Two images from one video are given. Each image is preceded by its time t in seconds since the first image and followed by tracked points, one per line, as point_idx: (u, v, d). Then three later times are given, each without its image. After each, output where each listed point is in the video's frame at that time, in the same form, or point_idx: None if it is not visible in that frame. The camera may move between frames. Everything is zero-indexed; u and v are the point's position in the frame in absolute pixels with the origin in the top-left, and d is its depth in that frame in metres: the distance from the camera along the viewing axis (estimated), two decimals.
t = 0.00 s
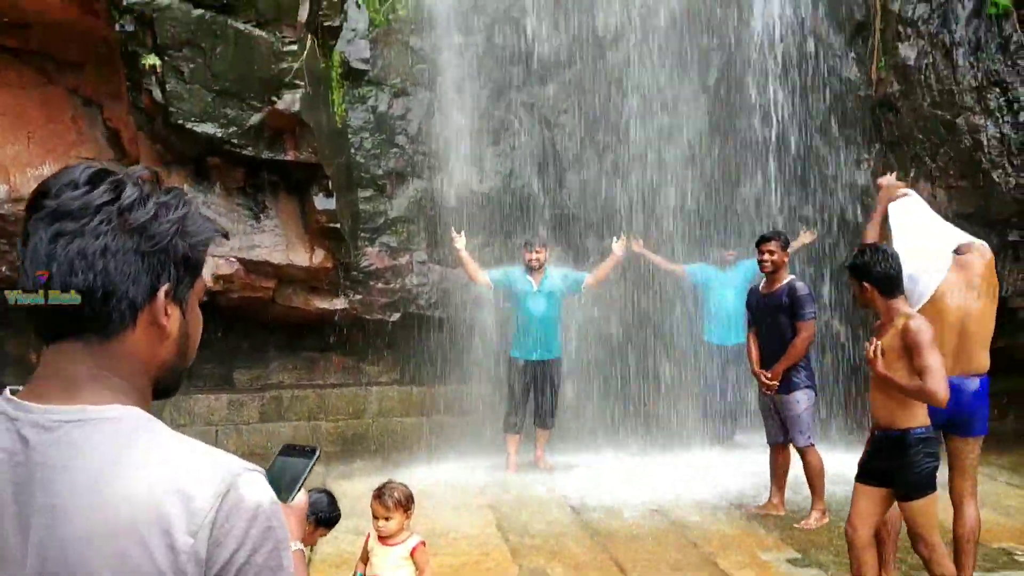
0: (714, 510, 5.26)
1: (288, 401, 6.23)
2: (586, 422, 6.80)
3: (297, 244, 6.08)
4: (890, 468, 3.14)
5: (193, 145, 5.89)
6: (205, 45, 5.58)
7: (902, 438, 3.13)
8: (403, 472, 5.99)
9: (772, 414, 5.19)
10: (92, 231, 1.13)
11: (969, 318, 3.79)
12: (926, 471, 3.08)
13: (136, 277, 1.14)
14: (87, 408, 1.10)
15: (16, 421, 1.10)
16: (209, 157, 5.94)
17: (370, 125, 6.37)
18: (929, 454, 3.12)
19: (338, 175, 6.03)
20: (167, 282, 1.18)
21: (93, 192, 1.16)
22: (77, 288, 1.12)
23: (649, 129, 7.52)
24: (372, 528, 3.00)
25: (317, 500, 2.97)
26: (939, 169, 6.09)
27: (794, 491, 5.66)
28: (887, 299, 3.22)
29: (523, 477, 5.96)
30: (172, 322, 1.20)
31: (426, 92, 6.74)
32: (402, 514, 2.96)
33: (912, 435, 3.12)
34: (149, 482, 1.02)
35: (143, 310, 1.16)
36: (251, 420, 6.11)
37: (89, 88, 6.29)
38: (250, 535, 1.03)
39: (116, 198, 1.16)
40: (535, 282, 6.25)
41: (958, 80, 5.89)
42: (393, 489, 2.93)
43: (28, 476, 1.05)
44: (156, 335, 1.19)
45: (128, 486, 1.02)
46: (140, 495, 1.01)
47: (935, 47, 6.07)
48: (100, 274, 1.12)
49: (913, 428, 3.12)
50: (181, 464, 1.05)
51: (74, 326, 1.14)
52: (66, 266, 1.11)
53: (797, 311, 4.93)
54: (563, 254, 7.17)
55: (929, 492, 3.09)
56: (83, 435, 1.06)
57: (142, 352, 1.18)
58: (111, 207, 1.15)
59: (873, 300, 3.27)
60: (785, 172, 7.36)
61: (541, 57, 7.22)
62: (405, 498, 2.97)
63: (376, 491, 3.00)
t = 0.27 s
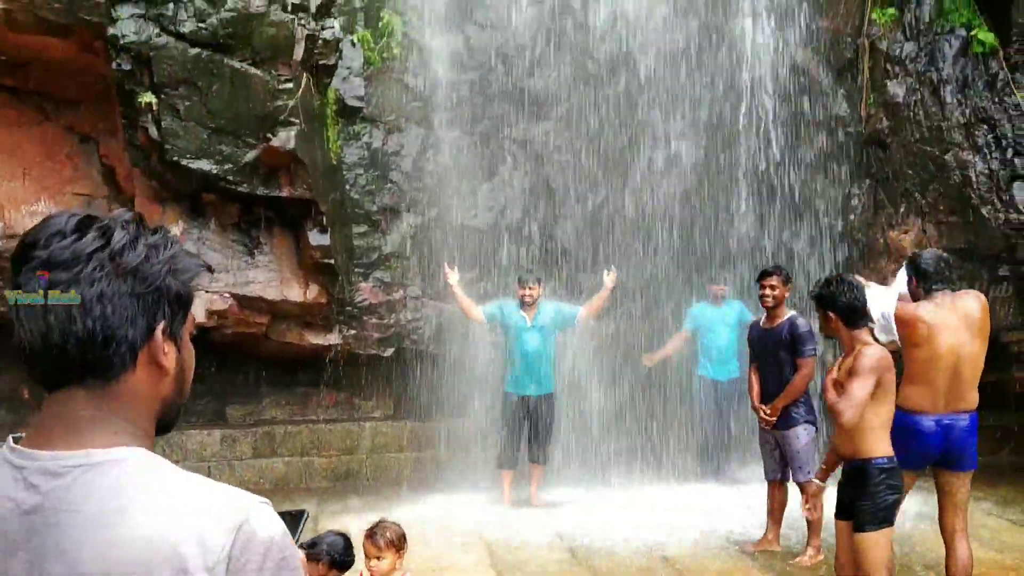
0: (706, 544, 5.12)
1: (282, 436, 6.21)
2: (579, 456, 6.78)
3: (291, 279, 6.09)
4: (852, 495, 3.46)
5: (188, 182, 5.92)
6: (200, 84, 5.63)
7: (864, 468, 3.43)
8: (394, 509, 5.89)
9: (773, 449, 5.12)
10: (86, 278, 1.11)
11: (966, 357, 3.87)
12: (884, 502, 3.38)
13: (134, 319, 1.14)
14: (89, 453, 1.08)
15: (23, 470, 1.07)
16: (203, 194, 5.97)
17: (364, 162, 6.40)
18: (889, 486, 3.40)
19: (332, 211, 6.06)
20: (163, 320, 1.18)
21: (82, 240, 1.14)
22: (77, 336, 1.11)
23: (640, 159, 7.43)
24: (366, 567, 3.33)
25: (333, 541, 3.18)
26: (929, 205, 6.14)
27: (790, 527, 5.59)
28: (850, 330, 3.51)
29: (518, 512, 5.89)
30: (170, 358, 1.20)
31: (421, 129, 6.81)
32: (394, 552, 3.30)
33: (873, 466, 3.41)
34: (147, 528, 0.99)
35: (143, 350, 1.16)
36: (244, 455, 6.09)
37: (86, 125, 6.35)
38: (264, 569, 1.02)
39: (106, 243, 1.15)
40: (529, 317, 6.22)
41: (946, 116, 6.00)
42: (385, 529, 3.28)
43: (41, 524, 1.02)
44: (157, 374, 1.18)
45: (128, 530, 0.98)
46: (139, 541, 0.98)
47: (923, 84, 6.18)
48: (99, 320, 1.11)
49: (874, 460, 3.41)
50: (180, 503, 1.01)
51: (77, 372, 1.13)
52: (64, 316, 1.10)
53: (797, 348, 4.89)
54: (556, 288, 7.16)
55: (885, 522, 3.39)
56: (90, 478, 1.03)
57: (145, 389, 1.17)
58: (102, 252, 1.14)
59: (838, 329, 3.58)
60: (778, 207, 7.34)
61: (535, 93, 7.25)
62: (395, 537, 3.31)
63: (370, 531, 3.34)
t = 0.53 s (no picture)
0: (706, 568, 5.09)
1: (274, 466, 6.26)
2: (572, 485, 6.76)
3: (285, 308, 6.08)
4: (829, 524, 3.48)
5: (182, 212, 5.92)
6: (196, 115, 5.67)
7: (838, 497, 3.45)
8: (384, 539, 5.87)
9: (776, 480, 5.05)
10: (132, 314, 1.18)
11: (961, 386, 3.92)
12: (856, 532, 3.42)
13: (176, 354, 1.20)
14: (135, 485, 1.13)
15: (67, 504, 1.08)
16: (198, 224, 5.98)
17: (359, 193, 6.37)
18: (862, 515, 3.43)
19: (327, 241, 6.03)
20: (202, 357, 1.24)
21: (128, 276, 1.20)
22: (122, 370, 1.17)
23: (632, 192, 7.55)
24: None
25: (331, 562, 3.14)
26: (921, 235, 6.16)
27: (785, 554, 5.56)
28: (823, 359, 3.54)
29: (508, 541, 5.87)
30: (206, 395, 1.25)
31: (415, 158, 6.85)
32: None
33: (848, 495, 3.42)
34: (186, 560, 1.02)
35: (183, 385, 1.22)
36: (236, 485, 6.11)
37: (82, 156, 6.37)
38: None
39: (151, 281, 1.22)
40: (523, 348, 6.21)
41: (937, 148, 6.05)
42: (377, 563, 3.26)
43: (82, 560, 1.03)
44: (195, 408, 1.24)
45: (172, 562, 1.02)
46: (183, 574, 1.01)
47: (913, 116, 6.24)
48: (144, 355, 1.18)
49: (849, 489, 3.43)
50: (216, 536, 1.05)
51: (120, 408, 1.19)
52: (111, 351, 1.17)
53: (797, 378, 4.91)
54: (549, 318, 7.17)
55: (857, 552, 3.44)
56: (138, 513, 1.06)
57: (182, 429, 1.22)
58: (147, 290, 1.20)
59: (813, 359, 3.59)
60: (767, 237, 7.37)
61: (527, 124, 7.35)
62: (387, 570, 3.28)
63: (361, 564, 3.31)
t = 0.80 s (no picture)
0: None
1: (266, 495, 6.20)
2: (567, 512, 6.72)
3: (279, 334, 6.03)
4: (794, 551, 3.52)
5: (178, 239, 5.95)
6: (192, 142, 5.69)
7: (806, 528, 3.45)
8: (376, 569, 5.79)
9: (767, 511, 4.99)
10: (196, 338, 1.34)
11: (967, 409, 3.88)
12: (818, 565, 3.41)
13: (236, 375, 1.35)
14: (203, 495, 1.27)
15: (143, 514, 1.24)
16: (193, 250, 6.02)
17: (355, 219, 6.38)
18: (827, 550, 3.41)
19: (321, 267, 6.00)
20: (258, 377, 1.39)
21: (191, 305, 1.37)
22: (189, 391, 1.32)
23: (626, 219, 7.55)
24: None
25: None
26: (914, 261, 6.17)
27: None
28: (808, 389, 3.50)
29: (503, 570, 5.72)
30: (263, 413, 1.40)
31: (411, 186, 6.89)
32: None
33: (815, 528, 3.42)
34: (255, 559, 1.17)
35: (242, 403, 1.36)
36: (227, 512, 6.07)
37: (77, 181, 6.35)
38: None
39: (212, 309, 1.39)
40: (518, 374, 6.20)
41: (928, 176, 6.11)
42: None
43: (163, 560, 1.18)
44: (253, 425, 1.38)
45: (244, 561, 1.17)
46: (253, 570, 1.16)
47: (905, 144, 6.30)
48: (208, 376, 1.33)
49: (817, 522, 3.42)
50: (278, 537, 1.21)
51: (186, 427, 1.33)
52: (179, 372, 1.32)
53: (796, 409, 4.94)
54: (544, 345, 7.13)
55: None
56: (208, 519, 1.21)
57: (242, 445, 1.37)
58: (209, 316, 1.37)
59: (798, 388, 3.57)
60: (761, 263, 7.38)
61: (521, 151, 7.45)
62: None
63: None
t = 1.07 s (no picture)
0: None
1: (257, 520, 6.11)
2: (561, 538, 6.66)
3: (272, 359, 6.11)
4: None
5: (172, 264, 5.96)
6: (188, 167, 5.66)
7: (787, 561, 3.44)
8: None
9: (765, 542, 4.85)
10: (259, 365, 1.35)
11: (976, 436, 3.84)
12: None
13: (296, 403, 1.35)
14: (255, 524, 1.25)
15: (199, 538, 1.24)
16: (188, 275, 6.03)
17: (350, 244, 6.44)
18: None
19: (317, 292, 5.96)
20: (316, 407, 1.39)
21: (253, 334, 1.39)
22: (250, 418, 1.31)
23: (620, 245, 7.62)
24: None
25: None
26: (907, 287, 6.19)
27: None
28: (794, 418, 3.46)
29: None
30: (319, 443, 1.39)
31: (406, 211, 6.92)
32: None
33: (794, 562, 3.41)
34: None
35: (301, 431, 1.36)
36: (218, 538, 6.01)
37: (73, 206, 6.35)
38: None
39: (274, 337, 1.40)
40: (512, 400, 6.16)
41: (921, 202, 6.14)
42: None
43: None
44: (310, 454, 1.37)
45: None
46: None
47: (897, 170, 6.34)
48: (270, 403, 1.32)
49: (795, 555, 3.41)
50: (333, 562, 1.19)
51: (245, 455, 1.31)
52: (241, 399, 1.32)
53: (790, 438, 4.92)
54: (538, 368, 7.17)
55: None
56: (265, 544, 1.20)
57: (299, 473, 1.36)
58: (271, 344, 1.38)
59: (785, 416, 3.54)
60: (754, 288, 7.35)
61: (515, 177, 7.49)
62: None
63: None
